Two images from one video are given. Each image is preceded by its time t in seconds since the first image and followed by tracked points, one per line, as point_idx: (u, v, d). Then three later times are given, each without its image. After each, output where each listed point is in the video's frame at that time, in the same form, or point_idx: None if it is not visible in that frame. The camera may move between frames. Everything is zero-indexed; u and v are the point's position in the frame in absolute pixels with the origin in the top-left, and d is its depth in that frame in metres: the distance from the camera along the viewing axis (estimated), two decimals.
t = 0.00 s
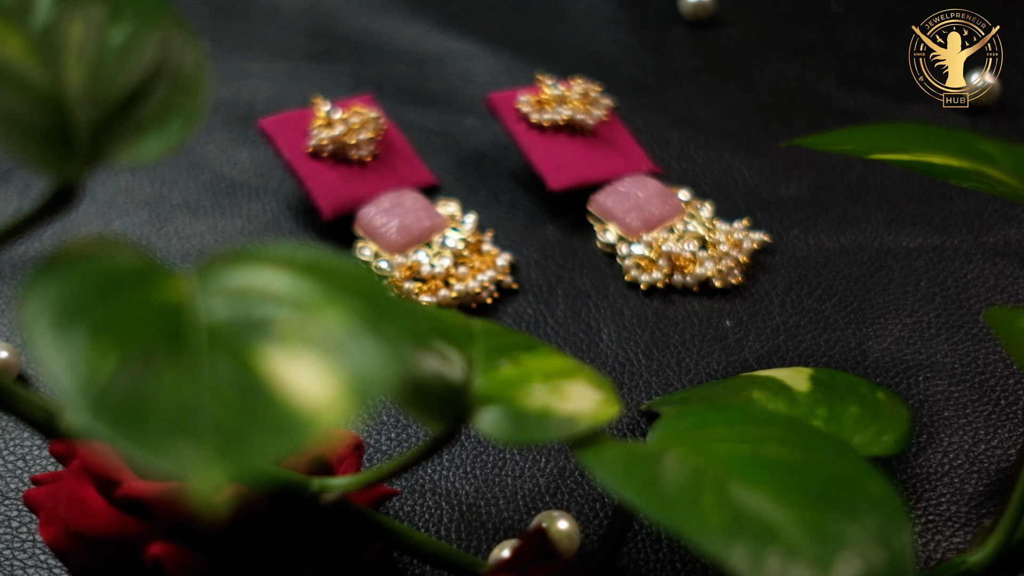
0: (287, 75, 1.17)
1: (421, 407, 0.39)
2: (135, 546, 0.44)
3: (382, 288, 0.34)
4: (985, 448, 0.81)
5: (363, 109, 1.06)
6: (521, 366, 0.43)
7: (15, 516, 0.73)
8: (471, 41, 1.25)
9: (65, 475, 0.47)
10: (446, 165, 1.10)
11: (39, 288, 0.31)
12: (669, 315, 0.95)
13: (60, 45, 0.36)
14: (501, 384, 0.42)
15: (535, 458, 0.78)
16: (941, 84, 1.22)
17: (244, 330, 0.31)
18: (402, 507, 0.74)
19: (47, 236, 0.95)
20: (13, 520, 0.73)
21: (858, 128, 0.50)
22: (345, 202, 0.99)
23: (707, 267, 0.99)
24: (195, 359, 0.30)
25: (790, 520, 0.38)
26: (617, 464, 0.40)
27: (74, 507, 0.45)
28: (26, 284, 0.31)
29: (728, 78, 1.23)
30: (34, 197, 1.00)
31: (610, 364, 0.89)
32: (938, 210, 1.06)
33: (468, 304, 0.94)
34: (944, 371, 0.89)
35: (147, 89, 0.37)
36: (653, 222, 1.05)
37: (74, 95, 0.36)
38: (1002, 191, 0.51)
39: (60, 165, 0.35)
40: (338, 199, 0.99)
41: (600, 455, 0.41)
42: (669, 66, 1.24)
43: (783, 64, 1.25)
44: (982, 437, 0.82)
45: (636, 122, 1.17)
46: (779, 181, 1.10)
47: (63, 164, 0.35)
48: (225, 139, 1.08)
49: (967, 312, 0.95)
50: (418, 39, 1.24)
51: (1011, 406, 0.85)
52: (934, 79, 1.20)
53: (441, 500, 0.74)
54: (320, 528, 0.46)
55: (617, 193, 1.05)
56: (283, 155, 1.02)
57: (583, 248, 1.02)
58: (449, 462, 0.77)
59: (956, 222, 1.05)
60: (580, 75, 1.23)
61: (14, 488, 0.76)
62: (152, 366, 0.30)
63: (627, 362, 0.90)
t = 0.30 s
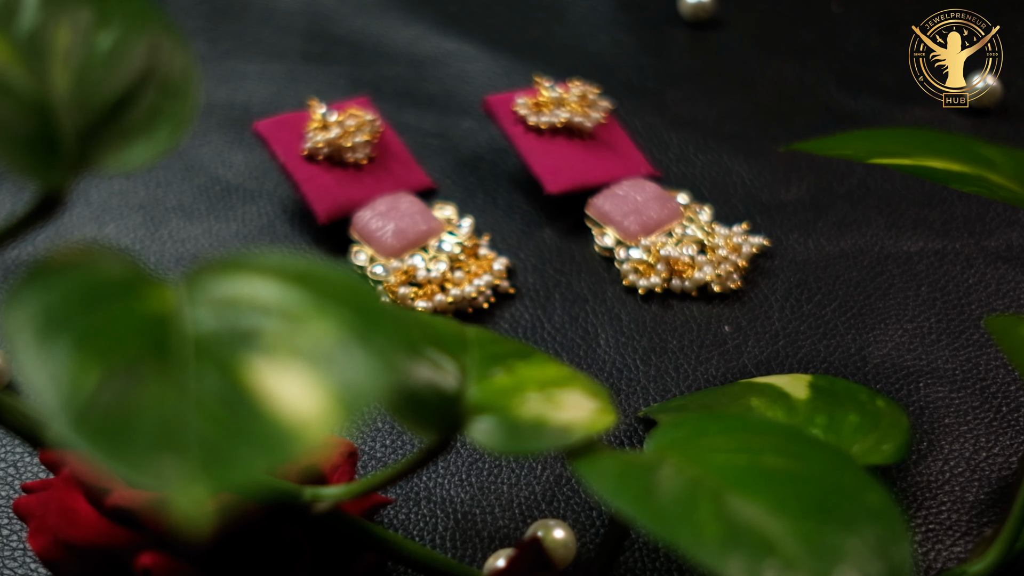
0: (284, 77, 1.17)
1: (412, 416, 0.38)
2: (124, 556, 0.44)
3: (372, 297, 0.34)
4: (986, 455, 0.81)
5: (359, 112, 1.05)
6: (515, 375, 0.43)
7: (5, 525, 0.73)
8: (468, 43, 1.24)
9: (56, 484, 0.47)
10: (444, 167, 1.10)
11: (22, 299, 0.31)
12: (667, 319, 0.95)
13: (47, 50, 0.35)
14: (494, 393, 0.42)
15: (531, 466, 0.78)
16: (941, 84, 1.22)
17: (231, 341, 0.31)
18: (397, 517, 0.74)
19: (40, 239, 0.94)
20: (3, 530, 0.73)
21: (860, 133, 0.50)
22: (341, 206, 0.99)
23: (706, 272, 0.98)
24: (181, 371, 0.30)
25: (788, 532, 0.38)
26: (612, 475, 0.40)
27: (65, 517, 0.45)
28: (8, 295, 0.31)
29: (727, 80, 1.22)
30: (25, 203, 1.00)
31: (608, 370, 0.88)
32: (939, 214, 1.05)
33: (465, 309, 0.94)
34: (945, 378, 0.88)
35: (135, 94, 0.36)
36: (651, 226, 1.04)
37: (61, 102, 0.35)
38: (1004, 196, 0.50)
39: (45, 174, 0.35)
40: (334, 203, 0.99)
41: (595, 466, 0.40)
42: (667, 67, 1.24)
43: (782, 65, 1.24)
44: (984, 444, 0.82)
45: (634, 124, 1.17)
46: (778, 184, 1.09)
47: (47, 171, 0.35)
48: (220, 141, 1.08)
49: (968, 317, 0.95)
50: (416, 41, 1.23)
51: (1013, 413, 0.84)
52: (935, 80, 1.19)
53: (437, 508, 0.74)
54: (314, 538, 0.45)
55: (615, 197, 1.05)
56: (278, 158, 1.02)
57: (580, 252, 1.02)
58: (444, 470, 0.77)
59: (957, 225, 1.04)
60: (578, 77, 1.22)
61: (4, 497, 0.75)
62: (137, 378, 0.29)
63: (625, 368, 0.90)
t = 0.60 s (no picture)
0: (281, 78, 1.16)
1: (405, 426, 0.37)
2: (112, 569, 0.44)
3: (363, 307, 0.33)
4: (990, 464, 0.80)
5: (356, 113, 1.05)
6: (511, 384, 0.42)
7: None
8: (467, 44, 1.23)
9: (44, 493, 0.46)
10: (442, 169, 1.09)
11: (6, 309, 0.30)
12: (666, 324, 0.94)
13: (32, 54, 0.35)
14: (490, 402, 0.41)
15: (528, 475, 0.77)
16: (942, 85, 1.21)
17: (217, 353, 0.30)
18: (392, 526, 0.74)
19: (34, 243, 0.93)
20: None
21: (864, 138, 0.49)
22: (337, 209, 0.98)
23: (706, 276, 0.97)
24: (165, 383, 0.29)
25: (787, 547, 0.37)
26: (609, 487, 0.39)
27: (53, 527, 0.44)
28: None
29: (728, 81, 1.22)
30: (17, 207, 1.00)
31: (607, 376, 0.88)
32: (943, 218, 1.04)
33: (462, 314, 0.93)
34: (948, 384, 0.88)
35: (122, 98, 0.36)
36: (650, 230, 1.04)
37: (47, 107, 0.35)
38: (1007, 201, 0.50)
39: (30, 180, 0.35)
40: (330, 205, 0.98)
41: (592, 477, 0.40)
42: (667, 68, 1.23)
43: (783, 66, 1.24)
44: (987, 453, 0.81)
45: (634, 125, 1.16)
46: (779, 188, 1.08)
47: (33, 177, 0.35)
48: (216, 143, 1.07)
49: (972, 323, 0.94)
50: (414, 41, 1.22)
51: (1017, 421, 0.84)
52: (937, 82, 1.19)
53: (432, 516, 0.74)
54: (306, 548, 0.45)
55: (614, 200, 1.04)
56: (274, 160, 1.01)
57: (578, 256, 1.01)
58: (441, 479, 0.77)
59: (960, 230, 1.03)
60: (578, 78, 1.21)
61: None
62: (120, 391, 0.29)
63: (624, 373, 0.89)
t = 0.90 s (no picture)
0: (279, 80, 1.15)
1: (398, 437, 0.37)
2: None
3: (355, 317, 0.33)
4: (993, 474, 0.80)
5: (353, 116, 1.04)
6: (507, 394, 0.41)
7: None
8: (466, 45, 1.23)
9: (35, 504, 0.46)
10: (440, 173, 1.09)
11: None
12: (666, 330, 0.94)
13: (19, 59, 0.34)
14: (485, 412, 0.40)
15: (526, 484, 0.77)
16: (942, 86, 1.20)
17: (204, 365, 0.29)
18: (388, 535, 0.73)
19: (28, 247, 0.93)
20: None
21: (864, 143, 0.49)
22: (333, 213, 0.97)
23: (706, 281, 0.97)
24: (151, 397, 0.28)
25: (786, 561, 0.36)
26: (606, 498, 0.38)
27: (43, 538, 0.44)
28: None
29: (728, 83, 1.21)
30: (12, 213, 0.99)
31: (606, 383, 0.87)
32: (946, 223, 1.04)
33: (460, 320, 0.93)
34: (951, 392, 0.87)
35: (111, 104, 0.35)
36: (650, 234, 1.03)
37: (34, 114, 0.34)
38: (1013, 207, 0.49)
39: (16, 189, 0.34)
40: (326, 209, 0.97)
41: (588, 488, 0.39)
42: (667, 70, 1.22)
43: (784, 68, 1.23)
44: (991, 462, 0.81)
45: (634, 128, 1.15)
46: (781, 193, 1.08)
47: (19, 184, 0.34)
48: (212, 146, 1.06)
49: (975, 329, 0.93)
50: (413, 43, 1.22)
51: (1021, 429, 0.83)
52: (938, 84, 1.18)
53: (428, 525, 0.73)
54: (298, 558, 0.45)
55: (614, 204, 1.03)
56: (270, 163, 1.00)
57: (577, 260, 1.00)
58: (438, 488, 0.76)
59: (962, 234, 1.03)
60: (577, 81, 1.21)
61: None
62: (104, 406, 0.28)
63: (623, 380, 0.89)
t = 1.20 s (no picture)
0: (276, 83, 1.15)
1: (391, 452, 0.36)
2: None
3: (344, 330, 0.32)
4: (996, 485, 0.79)
5: (350, 121, 1.03)
6: (502, 407, 0.41)
7: None
8: (464, 47, 1.22)
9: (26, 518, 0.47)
10: (438, 178, 1.08)
11: None
12: (665, 338, 0.93)
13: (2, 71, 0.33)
14: (480, 425, 0.40)
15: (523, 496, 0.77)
16: (943, 88, 1.19)
17: (188, 381, 0.29)
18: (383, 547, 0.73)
19: (21, 253, 0.92)
20: None
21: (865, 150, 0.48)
22: (330, 218, 0.97)
23: (706, 289, 0.96)
24: (133, 416, 0.28)
25: None
26: (601, 514, 0.37)
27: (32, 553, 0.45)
28: None
29: (728, 86, 1.20)
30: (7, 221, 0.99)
31: (604, 392, 0.87)
32: (949, 229, 1.03)
33: (456, 327, 0.92)
34: (954, 401, 0.86)
35: (95, 112, 0.34)
36: (650, 241, 1.02)
37: (17, 124, 0.33)
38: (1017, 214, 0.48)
39: None
40: (322, 215, 0.97)
41: (584, 504, 0.38)
42: (667, 73, 1.22)
43: (785, 71, 1.22)
44: (994, 473, 0.80)
45: (634, 132, 1.15)
46: (784, 199, 1.07)
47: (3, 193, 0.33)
48: (208, 151, 1.06)
49: (978, 337, 0.92)
50: (411, 45, 1.21)
51: None
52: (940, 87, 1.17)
53: (423, 537, 0.73)
54: None
55: (612, 210, 1.02)
56: (266, 168, 1.00)
57: (575, 266, 1.00)
58: (434, 500, 0.76)
59: (965, 240, 1.02)
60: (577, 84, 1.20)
61: None
62: (85, 426, 0.27)
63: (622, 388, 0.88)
